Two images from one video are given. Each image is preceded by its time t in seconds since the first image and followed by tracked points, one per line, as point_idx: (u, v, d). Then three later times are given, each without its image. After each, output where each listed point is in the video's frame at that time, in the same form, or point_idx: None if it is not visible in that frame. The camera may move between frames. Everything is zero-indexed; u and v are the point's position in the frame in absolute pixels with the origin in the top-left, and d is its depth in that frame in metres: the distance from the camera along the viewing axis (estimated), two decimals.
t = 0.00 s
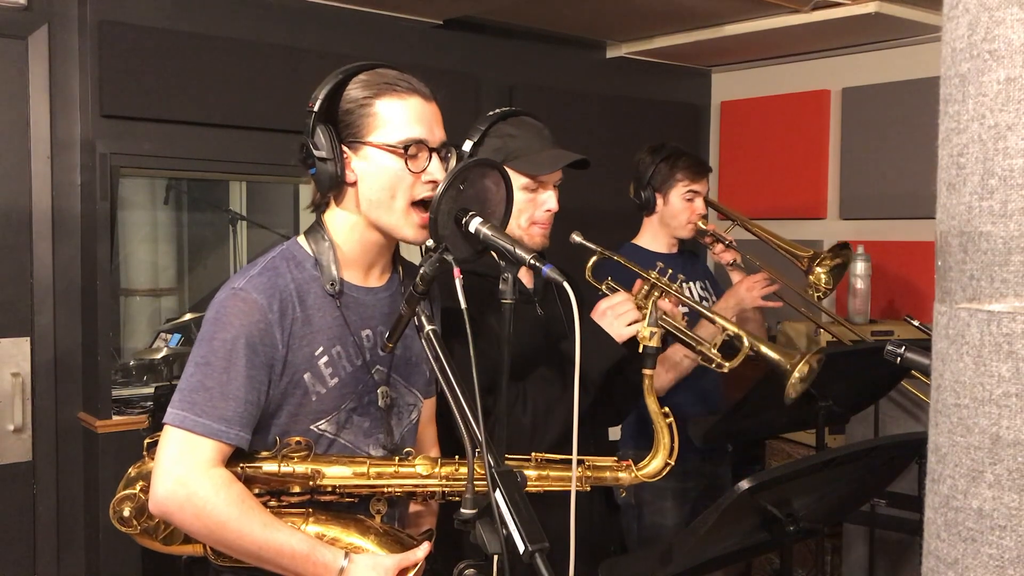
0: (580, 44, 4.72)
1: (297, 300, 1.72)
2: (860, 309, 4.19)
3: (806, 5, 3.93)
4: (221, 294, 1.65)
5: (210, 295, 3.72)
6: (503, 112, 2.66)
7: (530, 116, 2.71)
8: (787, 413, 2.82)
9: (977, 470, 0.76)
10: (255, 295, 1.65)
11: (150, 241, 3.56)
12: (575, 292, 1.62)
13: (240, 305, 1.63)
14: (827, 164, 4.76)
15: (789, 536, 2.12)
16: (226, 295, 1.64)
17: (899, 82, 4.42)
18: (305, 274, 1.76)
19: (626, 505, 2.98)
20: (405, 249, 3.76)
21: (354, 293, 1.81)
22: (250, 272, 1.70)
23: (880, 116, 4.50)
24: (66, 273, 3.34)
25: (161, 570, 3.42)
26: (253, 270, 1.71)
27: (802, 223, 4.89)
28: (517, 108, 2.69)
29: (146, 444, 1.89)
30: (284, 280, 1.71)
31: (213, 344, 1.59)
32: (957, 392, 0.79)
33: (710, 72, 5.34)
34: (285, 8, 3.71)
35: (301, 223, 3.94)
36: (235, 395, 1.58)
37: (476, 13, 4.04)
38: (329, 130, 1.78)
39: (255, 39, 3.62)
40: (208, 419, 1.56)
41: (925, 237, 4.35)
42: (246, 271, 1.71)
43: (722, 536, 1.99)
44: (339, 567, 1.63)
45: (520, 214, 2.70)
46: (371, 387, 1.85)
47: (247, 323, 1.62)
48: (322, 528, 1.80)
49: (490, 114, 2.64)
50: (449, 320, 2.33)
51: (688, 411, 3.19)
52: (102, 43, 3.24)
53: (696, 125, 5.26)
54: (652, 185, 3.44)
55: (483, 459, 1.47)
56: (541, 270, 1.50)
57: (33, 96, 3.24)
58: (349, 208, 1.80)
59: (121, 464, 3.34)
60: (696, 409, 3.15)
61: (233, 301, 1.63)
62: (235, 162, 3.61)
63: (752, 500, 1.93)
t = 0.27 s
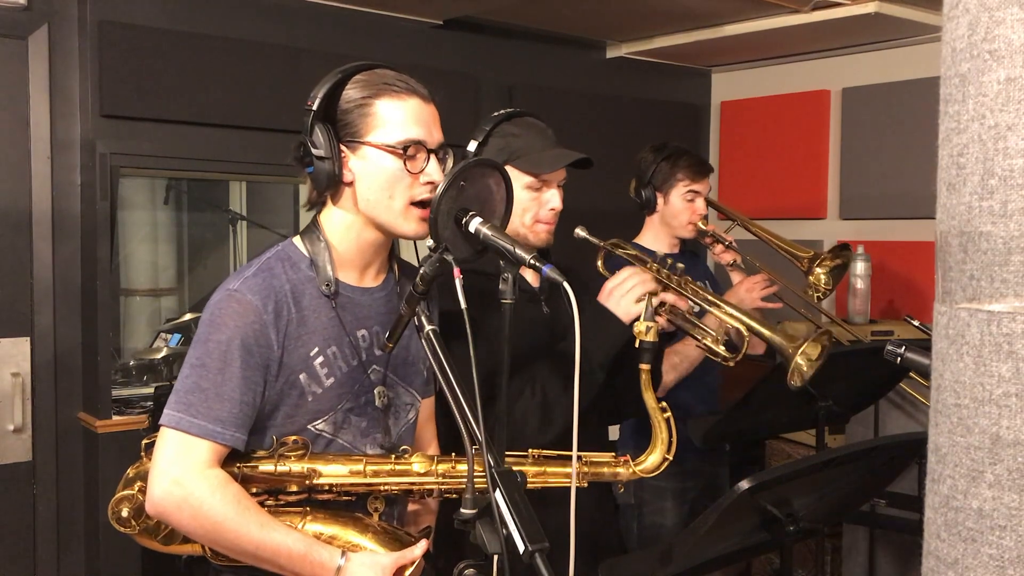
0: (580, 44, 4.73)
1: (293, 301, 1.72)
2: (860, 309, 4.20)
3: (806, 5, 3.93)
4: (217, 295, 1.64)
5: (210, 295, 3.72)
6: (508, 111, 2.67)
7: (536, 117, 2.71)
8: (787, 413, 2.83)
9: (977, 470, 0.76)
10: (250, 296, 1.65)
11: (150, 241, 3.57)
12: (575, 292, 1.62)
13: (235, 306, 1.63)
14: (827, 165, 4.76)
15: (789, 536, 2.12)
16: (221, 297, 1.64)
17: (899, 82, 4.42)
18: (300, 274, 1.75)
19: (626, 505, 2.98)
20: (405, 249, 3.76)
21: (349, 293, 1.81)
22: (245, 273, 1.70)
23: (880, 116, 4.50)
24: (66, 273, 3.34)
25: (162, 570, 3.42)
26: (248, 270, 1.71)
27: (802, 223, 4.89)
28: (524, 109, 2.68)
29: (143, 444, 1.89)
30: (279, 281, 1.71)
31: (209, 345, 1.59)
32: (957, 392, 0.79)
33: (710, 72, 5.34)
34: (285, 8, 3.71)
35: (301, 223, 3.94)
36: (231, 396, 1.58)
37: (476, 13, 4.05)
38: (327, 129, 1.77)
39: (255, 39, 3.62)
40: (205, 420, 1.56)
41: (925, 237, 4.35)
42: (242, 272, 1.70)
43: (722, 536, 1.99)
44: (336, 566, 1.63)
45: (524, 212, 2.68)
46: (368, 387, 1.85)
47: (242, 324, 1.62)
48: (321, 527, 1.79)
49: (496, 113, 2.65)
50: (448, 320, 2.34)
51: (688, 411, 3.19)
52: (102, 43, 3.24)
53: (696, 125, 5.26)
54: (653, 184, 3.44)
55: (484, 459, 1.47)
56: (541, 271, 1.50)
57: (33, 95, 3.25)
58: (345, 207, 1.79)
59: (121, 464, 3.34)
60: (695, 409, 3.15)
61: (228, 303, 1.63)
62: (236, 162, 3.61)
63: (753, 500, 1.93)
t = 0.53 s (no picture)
0: (580, 43, 4.72)
1: (289, 302, 1.72)
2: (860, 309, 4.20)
3: (806, 5, 3.93)
4: (213, 297, 1.64)
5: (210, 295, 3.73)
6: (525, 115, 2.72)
7: (556, 120, 2.75)
8: (788, 413, 2.83)
9: (977, 470, 0.76)
10: (246, 298, 1.65)
11: (150, 240, 3.57)
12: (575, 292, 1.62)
13: (231, 308, 1.62)
14: (827, 165, 4.76)
15: (789, 536, 2.12)
16: (217, 299, 1.64)
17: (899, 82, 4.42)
18: (296, 275, 1.75)
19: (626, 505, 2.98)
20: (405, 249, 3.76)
21: (344, 294, 1.81)
22: (240, 275, 1.70)
23: (880, 116, 4.50)
24: (66, 272, 3.34)
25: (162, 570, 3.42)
26: (244, 272, 1.71)
27: (802, 223, 4.89)
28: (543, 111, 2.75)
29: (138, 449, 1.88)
30: (275, 282, 1.71)
31: (204, 346, 1.59)
32: (957, 393, 0.79)
33: (710, 71, 5.34)
34: (285, 8, 3.71)
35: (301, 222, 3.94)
36: (227, 397, 1.58)
37: (476, 13, 4.04)
38: (325, 127, 1.77)
39: (255, 38, 3.62)
40: (200, 420, 1.56)
41: (925, 237, 4.35)
42: (237, 274, 1.70)
43: (722, 536, 1.99)
44: (334, 565, 1.64)
45: (543, 210, 2.63)
46: (364, 388, 1.85)
47: (238, 326, 1.61)
48: (321, 527, 1.80)
49: (515, 117, 2.72)
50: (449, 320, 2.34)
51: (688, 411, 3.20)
52: (102, 43, 3.24)
53: (696, 125, 5.26)
54: (654, 182, 3.44)
55: (484, 459, 1.47)
56: (541, 270, 1.50)
57: (33, 95, 3.24)
58: (341, 206, 1.79)
59: (122, 464, 3.34)
60: (696, 408, 3.15)
61: (224, 304, 1.63)
62: (236, 162, 3.61)
63: (753, 500, 1.93)
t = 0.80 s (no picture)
0: (581, 43, 4.73)
1: (289, 301, 1.72)
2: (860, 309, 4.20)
3: (806, 5, 3.93)
4: (213, 295, 1.64)
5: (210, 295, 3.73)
6: (549, 116, 2.70)
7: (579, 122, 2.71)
8: (788, 412, 2.83)
9: (977, 470, 0.76)
10: (247, 297, 1.65)
11: (150, 240, 3.57)
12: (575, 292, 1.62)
13: (232, 306, 1.62)
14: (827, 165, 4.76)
15: (789, 536, 2.13)
16: (218, 297, 1.64)
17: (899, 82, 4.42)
18: (296, 274, 1.75)
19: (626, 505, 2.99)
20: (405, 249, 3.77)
21: (343, 293, 1.81)
22: (241, 274, 1.70)
23: (879, 116, 4.50)
24: (66, 273, 3.34)
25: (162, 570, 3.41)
26: (244, 271, 1.70)
27: (802, 223, 4.89)
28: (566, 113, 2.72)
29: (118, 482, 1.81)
30: (275, 281, 1.71)
31: (205, 344, 1.59)
32: (957, 393, 0.79)
33: (710, 71, 5.35)
34: (285, 8, 3.71)
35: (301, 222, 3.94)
36: (227, 395, 1.58)
37: (476, 13, 4.04)
38: (323, 128, 1.77)
39: (255, 38, 3.62)
40: (200, 418, 1.56)
41: (925, 237, 4.35)
42: (238, 272, 1.70)
43: (722, 536, 1.99)
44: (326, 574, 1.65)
45: (560, 211, 2.59)
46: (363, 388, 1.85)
47: (239, 324, 1.61)
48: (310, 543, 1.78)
49: (538, 117, 2.70)
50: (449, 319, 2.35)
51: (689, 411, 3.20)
52: (102, 43, 3.24)
53: (696, 125, 5.26)
54: (656, 181, 3.44)
55: (484, 459, 1.47)
56: (541, 270, 1.50)
57: (34, 95, 3.24)
58: (340, 207, 1.79)
59: (122, 464, 3.34)
60: (696, 408, 3.15)
61: (225, 303, 1.63)
62: (237, 162, 3.61)
63: (753, 500, 1.93)
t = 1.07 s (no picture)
0: (581, 44, 4.73)
1: (290, 301, 1.72)
2: (860, 309, 4.20)
3: (806, 5, 3.93)
4: (215, 297, 1.64)
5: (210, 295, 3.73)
6: (560, 114, 2.69)
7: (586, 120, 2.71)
8: (787, 412, 2.84)
9: (977, 470, 0.76)
10: (248, 298, 1.65)
11: (150, 241, 3.57)
12: (575, 292, 1.63)
13: (233, 307, 1.63)
14: (827, 164, 4.76)
15: (788, 536, 2.13)
16: (219, 298, 1.64)
17: (899, 82, 4.42)
18: (296, 274, 1.75)
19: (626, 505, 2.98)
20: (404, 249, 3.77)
21: (345, 292, 1.80)
22: (242, 275, 1.70)
23: (879, 116, 4.50)
24: (66, 273, 3.34)
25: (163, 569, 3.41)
26: (246, 272, 1.71)
27: (802, 223, 4.89)
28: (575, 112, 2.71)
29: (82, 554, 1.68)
30: (276, 282, 1.71)
31: (205, 346, 1.59)
32: (957, 393, 0.78)
33: (710, 72, 5.35)
34: (285, 8, 3.71)
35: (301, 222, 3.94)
36: (227, 397, 1.58)
37: (476, 13, 4.04)
38: (321, 129, 1.78)
39: (255, 38, 3.62)
40: (200, 420, 1.56)
41: (925, 237, 4.35)
42: (239, 273, 1.70)
43: (722, 536, 1.99)
44: None
45: (567, 211, 2.58)
46: (365, 386, 1.84)
47: (239, 325, 1.61)
48: None
49: (547, 115, 2.69)
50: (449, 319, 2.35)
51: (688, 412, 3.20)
52: (102, 43, 3.24)
53: (696, 125, 5.26)
54: (656, 181, 3.42)
55: (484, 459, 1.47)
56: (542, 270, 1.51)
57: (34, 96, 3.24)
58: (340, 208, 1.79)
59: (123, 464, 3.34)
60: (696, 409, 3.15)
61: (225, 304, 1.63)
62: (237, 162, 3.61)
63: (752, 500, 1.93)
